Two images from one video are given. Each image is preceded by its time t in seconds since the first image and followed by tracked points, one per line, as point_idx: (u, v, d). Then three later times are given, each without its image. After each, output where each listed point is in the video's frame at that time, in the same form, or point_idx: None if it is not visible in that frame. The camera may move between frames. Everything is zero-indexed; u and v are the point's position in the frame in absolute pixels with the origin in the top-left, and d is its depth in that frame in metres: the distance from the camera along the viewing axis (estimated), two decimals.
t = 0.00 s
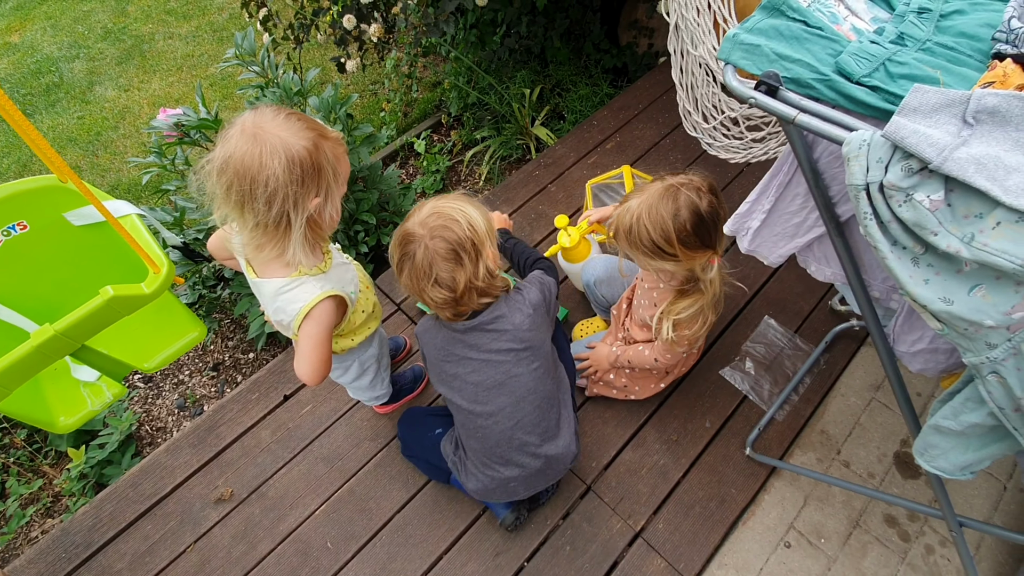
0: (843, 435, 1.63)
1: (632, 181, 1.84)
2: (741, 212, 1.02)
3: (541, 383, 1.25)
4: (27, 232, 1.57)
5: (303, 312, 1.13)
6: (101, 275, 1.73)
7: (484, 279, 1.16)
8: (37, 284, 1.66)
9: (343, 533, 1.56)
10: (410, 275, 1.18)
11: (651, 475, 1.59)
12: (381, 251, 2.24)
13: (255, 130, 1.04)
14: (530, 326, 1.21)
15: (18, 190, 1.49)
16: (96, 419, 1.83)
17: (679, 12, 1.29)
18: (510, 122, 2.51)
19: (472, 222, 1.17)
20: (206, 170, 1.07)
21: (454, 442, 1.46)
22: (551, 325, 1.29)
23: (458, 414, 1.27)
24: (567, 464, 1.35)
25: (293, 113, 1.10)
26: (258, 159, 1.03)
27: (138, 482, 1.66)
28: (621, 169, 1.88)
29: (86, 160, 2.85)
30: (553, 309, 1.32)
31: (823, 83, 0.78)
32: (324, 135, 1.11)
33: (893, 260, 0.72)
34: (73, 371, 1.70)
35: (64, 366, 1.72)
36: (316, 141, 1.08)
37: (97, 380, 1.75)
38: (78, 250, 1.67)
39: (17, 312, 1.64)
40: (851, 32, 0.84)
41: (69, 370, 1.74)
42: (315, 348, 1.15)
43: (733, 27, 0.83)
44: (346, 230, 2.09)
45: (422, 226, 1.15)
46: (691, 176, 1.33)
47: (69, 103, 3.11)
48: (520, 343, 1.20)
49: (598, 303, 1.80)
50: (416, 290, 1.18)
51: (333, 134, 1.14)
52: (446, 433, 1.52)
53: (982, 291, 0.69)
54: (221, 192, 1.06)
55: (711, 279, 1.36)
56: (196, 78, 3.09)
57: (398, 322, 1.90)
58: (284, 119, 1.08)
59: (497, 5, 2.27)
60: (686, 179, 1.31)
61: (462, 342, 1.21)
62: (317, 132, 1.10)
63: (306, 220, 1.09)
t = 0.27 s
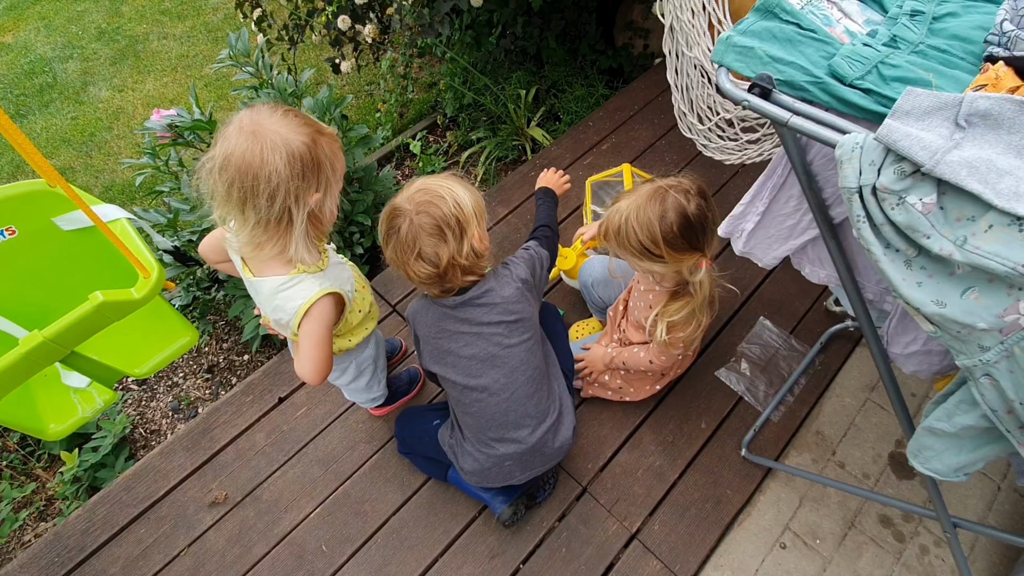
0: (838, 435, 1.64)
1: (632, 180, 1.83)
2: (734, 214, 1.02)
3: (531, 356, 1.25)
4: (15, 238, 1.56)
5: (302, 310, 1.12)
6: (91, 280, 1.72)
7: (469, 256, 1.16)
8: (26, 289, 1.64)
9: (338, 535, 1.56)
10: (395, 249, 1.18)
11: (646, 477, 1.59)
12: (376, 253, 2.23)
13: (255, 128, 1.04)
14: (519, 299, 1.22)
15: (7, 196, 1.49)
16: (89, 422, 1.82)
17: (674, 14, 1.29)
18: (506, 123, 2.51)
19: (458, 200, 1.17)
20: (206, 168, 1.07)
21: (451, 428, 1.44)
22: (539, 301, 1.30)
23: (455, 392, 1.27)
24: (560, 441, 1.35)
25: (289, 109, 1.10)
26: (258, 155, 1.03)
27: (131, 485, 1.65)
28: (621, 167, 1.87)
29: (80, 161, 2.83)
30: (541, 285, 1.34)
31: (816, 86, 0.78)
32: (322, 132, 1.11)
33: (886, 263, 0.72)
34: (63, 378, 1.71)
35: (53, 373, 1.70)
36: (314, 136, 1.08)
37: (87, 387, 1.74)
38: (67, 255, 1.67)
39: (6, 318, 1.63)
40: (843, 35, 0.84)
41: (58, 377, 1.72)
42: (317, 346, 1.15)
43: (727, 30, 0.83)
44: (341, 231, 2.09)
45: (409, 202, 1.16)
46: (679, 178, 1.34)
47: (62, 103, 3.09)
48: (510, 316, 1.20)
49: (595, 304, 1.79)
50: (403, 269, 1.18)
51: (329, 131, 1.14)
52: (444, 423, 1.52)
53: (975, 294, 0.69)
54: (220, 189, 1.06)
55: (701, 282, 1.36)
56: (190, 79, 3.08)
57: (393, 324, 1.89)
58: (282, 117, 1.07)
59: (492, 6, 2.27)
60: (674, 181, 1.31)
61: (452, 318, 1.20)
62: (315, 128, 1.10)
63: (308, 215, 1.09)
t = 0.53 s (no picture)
0: (834, 436, 1.64)
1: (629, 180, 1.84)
2: (731, 215, 1.02)
3: (533, 337, 1.26)
4: (7, 242, 1.55)
5: (298, 302, 1.11)
6: (85, 284, 1.72)
7: (462, 240, 1.17)
8: (19, 293, 1.64)
9: (335, 537, 1.56)
10: (388, 242, 1.19)
11: (644, 478, 1.59)
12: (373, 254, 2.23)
13: (247, 120, 1.03)
14: (519, 280, 1.23)
15: None
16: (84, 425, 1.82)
17: (670, 16, 1.30)
18: (503, 123, 2.51)
19: (445, 186, 1.19)
20: (201, 163, 1.06)
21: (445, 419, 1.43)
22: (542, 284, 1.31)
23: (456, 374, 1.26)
24: (558, 427, 1.34)
25: (277, 101, 1.09)
26: (253, 145, 1.02)
27: (127, 488, 1.65)
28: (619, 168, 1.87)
29: (76, 162, 2.83)
30: (546, 270, 1.35)
31: (811, 88, 0.78)
32: (312, 120, 1.10)
33: (881, 265, 0.72)
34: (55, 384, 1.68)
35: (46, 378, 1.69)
36: (306, 125, 1.08)
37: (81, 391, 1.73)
38: (60, 259, 1.66)
39: None
40: (839, 37, 0.85)
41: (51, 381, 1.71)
42: (314, 340, 1.14)
43: (722, 32, 0.83)
44: (337, 233, 2.08)
45: (396, 192, 1.18)
46: (670, 181, 1.34)
47: (58, 104, 3.09)
48: (510, 296, 1.22)
49: (591, 304, 1.80)
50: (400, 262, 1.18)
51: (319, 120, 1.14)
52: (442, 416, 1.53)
53: (969, 296, 0.69)
54: (216, 182, 1.05)
55: (693, 281, 1.35)
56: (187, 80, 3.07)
57: (390, 325, 1.89)
58: (272, 107, 1.07)
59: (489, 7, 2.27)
60: (663, 184, 1.32)
61: (453, 300, 1.21)
62: (304, 117, 1.09)
63: (306, 203, 1.09)
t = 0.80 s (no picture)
0: (831, 436, 1.64)
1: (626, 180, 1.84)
2: (727, 216, 1.03)
3: (541, 331, 1.26)
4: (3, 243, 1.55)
5: (298, 290, 1.10)
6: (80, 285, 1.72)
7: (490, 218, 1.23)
8: (14, 295, 1.63)
9: (332, 538, 1.56)
10: (429, 230, 1.16)
11: (641, 478, 1.59)
12: (371, 254, 2.23)
13: (226, 113, 1.03)
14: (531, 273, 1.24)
15: None
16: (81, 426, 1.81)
17: (667, 16, 1.30)
18: (501, 124, 2.51)
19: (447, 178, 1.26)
20: (190, 164, 1.06)
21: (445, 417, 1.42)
22: (554, 282, 1.32)
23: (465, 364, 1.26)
24: (558, 424, 1.32)
25: (252, 91, 1.09)
26: (237, 133, 1.01)
27: (124, 489, 1.65)
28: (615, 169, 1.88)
29: (73, 163, 2.82)
30: (558, 267, 1.36)
31: (805, 89, 0.78)
32: (289, 104, 1.09)
33: (875, 265, 0.72)
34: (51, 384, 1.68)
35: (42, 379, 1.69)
36: (284, 109, 1.07)
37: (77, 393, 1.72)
38: (56, 260, 1.66)
39: None
40: (833, 38, 0.85)
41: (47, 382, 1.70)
42: (314, 329, 1.13)
43: (718, 33, 0.83)
44: (335, 233, 2.08)
45: (415, 183, 1.20)
46: (656, 188, 1.34)
47: (55, 105, 3.08)
48: (522, 289, 1.23)
49: (590, 304, 1.79)
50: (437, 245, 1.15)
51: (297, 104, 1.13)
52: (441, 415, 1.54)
53: (963, 296, 0.69)
54: (207, 175, 1.04)
55: (690, 284, 1.34)
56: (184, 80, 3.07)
57: (388, 326, 1.89)
58: (248, 98, 1.06)
59: (487, 7, 2.27)
60: (650, 193, 1.32)
61: (467, 292, 1.21)
62: (281, 102, 1.08)
63: (299, 186, 1.08)
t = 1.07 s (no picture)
0: (829, 435, 1.64)
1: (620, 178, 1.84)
2: (724, 216, 1.03)
3: (544, 326, 1.26)
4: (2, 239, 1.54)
5: (298, 278, 1.09)
6: (79, 282, 1.72)
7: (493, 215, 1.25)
8: (13, 292, 1.63)
9: (330, 538, 1.56)
10: (434, 223, 1.16)
11: (639, 477, 1.59)
12: (369, 254, 2.23)
13: (211, 108, 1.03)
14: (534, 269, 1.25)
15: None
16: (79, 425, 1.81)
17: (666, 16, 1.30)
18: (500, 124, 2.51)
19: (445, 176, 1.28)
20: (180, 162, 1.06)
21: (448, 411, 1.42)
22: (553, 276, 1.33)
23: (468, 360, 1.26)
24: (559, 421, 1.32)
25: (236, 83, 1.08)
26: (223, 126, 1.01)
27: (121, 488, 1.65)
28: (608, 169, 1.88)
29: (71, 162, 2.82)
30: (555, 261, 1.36)
31: (802, 89, 0.79)
32: (273, 94, 1.09)
33: (871, 264, 0.73)
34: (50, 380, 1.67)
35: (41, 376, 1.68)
36: (267, 100, 1.06)
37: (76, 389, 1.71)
38: (54, 257, 1.66)
39: None
40: (830, 38, 0.85)
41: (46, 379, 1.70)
42: (315, 317, 1.11)
43: (715, 33, 0.84)
44: (333, 233, 2.08)
45: (416, 181, 1.21)
46: (641, 208, 1.37)
47: (53, 104, 3.08)
48: (525, 284, 1.23)
49: (589, 302, 1.80)
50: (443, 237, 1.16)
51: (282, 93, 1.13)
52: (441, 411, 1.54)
53: (958, 295, 0.70)
54: (197, 170, 1.04)
55: (699, 284, 1.39)
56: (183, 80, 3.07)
57: (386, 325, 1.89)
58: (232, 91, 1.06)
59: (485, 7, 2.27)
60: (636, 217, 1.35)
61: (471, 288, 1.21)
62: (264, 92, 1.08)
63: (289, 176, 1.08)
